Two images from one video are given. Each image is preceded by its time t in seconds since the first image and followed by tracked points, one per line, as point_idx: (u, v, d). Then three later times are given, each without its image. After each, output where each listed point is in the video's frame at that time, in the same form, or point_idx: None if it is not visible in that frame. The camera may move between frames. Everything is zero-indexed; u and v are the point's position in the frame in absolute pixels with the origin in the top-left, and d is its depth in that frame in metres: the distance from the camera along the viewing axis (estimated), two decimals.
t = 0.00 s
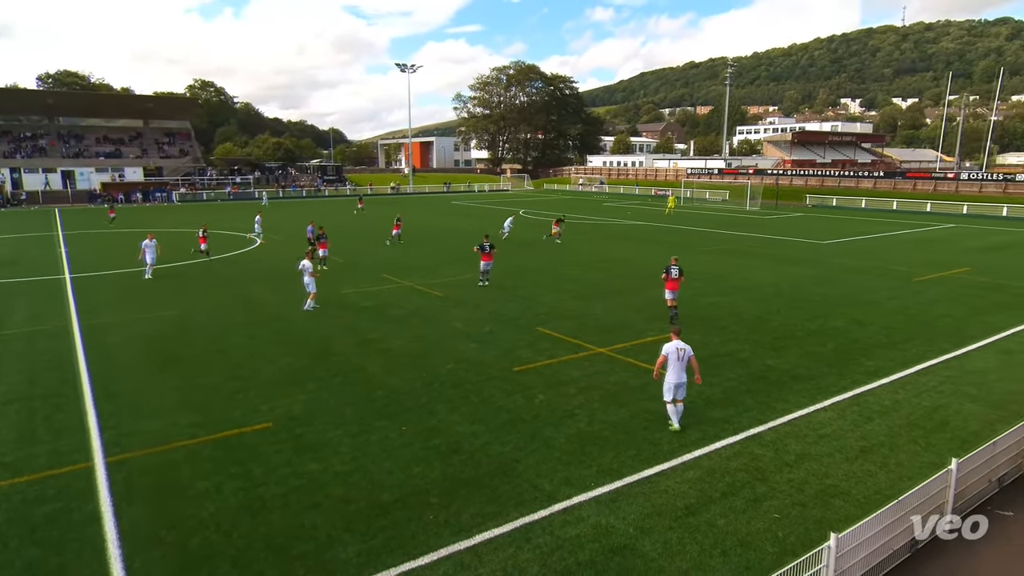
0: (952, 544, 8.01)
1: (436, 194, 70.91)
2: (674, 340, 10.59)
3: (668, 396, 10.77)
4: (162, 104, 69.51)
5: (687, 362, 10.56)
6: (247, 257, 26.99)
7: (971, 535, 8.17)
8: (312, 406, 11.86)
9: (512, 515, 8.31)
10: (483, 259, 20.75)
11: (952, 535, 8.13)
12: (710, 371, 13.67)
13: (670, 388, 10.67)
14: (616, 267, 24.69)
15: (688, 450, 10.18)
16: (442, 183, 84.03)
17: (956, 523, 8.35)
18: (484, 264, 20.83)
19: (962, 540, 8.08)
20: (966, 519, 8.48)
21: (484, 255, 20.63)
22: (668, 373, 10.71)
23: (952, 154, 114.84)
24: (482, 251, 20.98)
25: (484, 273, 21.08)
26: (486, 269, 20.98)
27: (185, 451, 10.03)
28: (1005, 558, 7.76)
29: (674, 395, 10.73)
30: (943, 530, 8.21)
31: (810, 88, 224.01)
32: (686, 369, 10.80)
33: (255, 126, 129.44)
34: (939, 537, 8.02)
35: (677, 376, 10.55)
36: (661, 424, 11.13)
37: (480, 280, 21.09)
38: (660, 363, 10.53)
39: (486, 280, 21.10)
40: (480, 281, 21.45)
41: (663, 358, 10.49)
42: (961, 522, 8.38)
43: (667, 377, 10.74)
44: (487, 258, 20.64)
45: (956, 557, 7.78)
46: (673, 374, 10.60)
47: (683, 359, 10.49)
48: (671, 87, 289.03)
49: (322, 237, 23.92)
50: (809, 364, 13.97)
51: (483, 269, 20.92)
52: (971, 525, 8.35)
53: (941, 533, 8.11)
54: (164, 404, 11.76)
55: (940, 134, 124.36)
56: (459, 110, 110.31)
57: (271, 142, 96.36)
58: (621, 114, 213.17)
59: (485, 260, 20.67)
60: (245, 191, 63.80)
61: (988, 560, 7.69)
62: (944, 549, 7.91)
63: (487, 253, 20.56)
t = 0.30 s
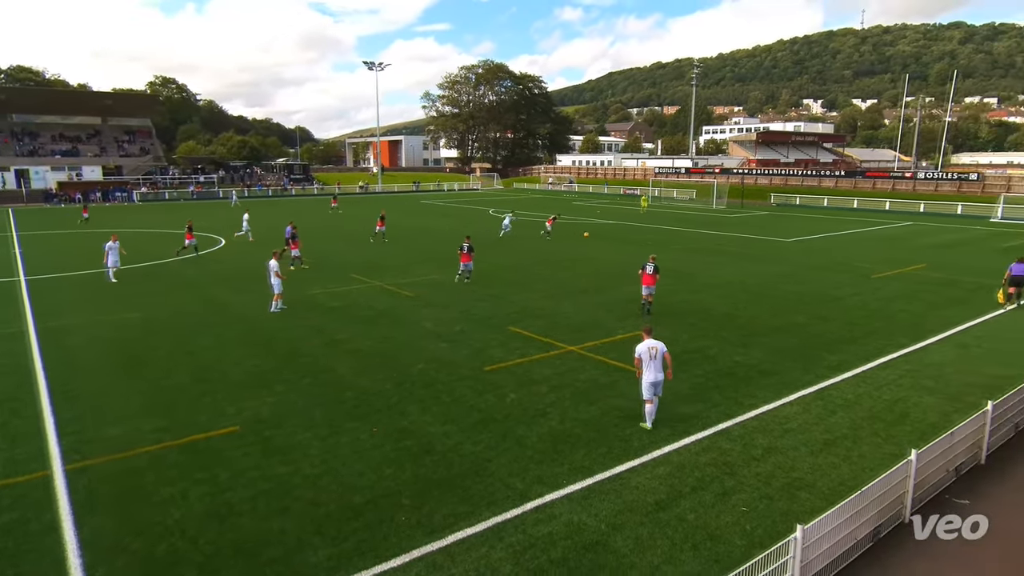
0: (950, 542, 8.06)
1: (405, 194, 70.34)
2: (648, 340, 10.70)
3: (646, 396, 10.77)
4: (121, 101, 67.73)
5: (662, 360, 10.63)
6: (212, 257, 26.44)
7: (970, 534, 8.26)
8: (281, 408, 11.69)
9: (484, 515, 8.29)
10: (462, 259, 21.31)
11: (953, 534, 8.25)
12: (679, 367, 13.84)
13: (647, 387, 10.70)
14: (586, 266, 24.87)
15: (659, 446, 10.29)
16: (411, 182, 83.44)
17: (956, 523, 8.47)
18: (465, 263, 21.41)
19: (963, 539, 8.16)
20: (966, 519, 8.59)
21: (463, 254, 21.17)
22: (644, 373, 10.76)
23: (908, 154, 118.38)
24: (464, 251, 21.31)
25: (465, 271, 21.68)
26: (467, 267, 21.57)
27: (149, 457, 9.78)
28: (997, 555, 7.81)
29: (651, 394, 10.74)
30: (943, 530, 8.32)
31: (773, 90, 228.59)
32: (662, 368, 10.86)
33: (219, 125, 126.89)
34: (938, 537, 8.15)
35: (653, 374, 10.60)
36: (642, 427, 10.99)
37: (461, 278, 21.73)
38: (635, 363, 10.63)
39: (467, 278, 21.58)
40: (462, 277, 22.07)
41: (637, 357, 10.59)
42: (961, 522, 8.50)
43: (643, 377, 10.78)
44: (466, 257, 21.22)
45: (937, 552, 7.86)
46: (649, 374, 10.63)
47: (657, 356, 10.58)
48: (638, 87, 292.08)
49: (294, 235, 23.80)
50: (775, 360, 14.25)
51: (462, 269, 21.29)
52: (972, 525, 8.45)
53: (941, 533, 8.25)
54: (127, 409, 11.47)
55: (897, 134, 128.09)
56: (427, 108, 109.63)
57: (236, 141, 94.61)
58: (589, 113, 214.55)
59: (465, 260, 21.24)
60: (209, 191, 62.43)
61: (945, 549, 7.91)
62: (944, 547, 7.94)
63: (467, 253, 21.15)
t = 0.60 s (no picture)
0: (949, 542, 8.11)
1: (372, 195, 69.66)
2: (626, 337, 10.78)
3: (620, 392, 10.92)
4: (77, 100, 65.69)
5: (638, 359, 10.72)
6: (173, 261, 25.80)
7: (971, 534, 8.29)
8: (246, 413, 11.49)
9: (456, 517, 8.26)
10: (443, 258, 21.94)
11: (953, 534, 8.29)
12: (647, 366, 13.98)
13: (620, 384, 10.85)
14: (555, 265, 25.00)
15: (628, 443, 10.39)
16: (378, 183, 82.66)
17: (957, 524, 8.51)
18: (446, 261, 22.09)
19: (963, 538, 8.20)
20: (966, 519, 8.65)
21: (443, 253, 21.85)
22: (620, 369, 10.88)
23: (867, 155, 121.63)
24: (443, 249, 21.91)
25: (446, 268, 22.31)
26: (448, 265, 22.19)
27: (110, 466, 9.52)
28: (996, 553, 7.88)
29: (625, 391, 10.88)
30: (943, 530, 8.36)
31: (737, 91, 232.88)
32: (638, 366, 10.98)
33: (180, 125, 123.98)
34: (939, 537, 8.18)
35: (627, 372, 10.72)
36: (612, 425, 11.09)
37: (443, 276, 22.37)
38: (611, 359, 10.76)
39: (449, 276, 22.23)
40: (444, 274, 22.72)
41: (614, 354, 10.70)
42: (962, 522, 8.54)
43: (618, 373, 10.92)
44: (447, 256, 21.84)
45: (932, 550, 7.92)
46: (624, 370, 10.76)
47: (633, 354, 10.66)
48: (605, 87, 294.48)
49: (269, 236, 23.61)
50: (740, 356, 14.51)
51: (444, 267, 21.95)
52: (972, 525, 8.50)
53: (942, 533, 8.30)
54: (85, 418, 11.13)
55: (856, 135, 131.65)
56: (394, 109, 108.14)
57: (198, 142, 92.70)
58: (557, 114, 215.56)
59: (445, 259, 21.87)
60: (168, 192, 60.85)
61: (899, 535, 8.20)
62: (945, 547, 7.99)
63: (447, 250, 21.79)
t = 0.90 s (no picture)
0: (950, 541, 8.01)
1: (338, 200, 68.48)
2: (611, 343, 10.52)
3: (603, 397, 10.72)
4: (17, 100, 63.50)
5: (622, 367, 10.47)
6: (127, 270, 24.70)
7: (970, 534, 8.21)
8: (204, 430, 10.82)
9: (427, 534, 7.76)
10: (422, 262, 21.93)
11: (954, 534, 8.19)
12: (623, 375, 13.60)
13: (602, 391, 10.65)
14: (526, 272, 24.60)
15: (604, 456, 9.95)
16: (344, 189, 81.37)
17: (957, 524, 8.43)
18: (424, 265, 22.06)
19: (963, 538, 8.11)
20: (967, 519, 8.57)
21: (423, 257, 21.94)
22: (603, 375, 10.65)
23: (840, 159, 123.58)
24: (424, 254, 21.82)
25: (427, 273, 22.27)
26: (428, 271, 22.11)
27: (54, 489, 8.80)
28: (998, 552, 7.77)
29: (608, 398, 10.68)
30: (944, 530, 8.27)
31: (709, 95, 236.00)
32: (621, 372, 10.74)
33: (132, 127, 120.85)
34: (939, 537, 8.08)
35: (610, 379, 10.49)
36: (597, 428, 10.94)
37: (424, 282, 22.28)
38: (594, 365, 10.54)
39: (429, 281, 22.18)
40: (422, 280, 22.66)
41: (597, 360, 10.46)
42: (962, 523, 8.46)
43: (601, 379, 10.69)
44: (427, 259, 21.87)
45: (933, 550, 7.80)
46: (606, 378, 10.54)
47: (617, 360, 10.41)
48: (576, 90, 295.90)
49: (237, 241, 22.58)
50: (717, 364, 14.23)
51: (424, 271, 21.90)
52: (972, 525, 8.42)
53: (942, 533, 8.20)
54: (27, 438, 10.34)
55: (828, 140, 134.03)
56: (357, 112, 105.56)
57: (150, 144, 90.64)
58: (528, 117, 215.81)
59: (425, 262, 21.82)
60: (119, 198, 58.85)
61: (878, 543, 7.89)
62: (945, 546, 7.89)
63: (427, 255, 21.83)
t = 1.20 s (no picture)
0: (950, 542, 7.91)
1: (297, 213, 66.71)
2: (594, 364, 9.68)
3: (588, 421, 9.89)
4: None
5: (606, 389, 9.61)
6: (67, 291, 23.10)
7: (971, 534, 8.12)
8: (145, 467, 9.65)
9: None
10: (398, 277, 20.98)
11: (953, 534, 8.11)
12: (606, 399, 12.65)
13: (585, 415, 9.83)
14: (497, 290, 23.63)
15: (584, 488, 8.96)
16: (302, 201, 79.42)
17: (957, 524, 8.34)
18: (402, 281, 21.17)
19: (963, 539, 8.02)
20: (967, 520, 8.49)
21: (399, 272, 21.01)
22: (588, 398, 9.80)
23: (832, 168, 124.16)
24: (400, 268, 20.81)
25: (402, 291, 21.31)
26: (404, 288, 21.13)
27: None
28: (998, 553, 7.69)
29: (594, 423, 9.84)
30: (944, 530, 8.18)
31: (695, 99, 238.40)
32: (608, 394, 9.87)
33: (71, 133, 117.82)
34: (938, 537, 7.99)
35: (594, 403, 9.64)
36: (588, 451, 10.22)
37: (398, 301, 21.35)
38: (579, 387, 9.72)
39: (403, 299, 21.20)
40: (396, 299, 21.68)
41: (580, 381, 9.65)
42: (962, 523, 8.37)
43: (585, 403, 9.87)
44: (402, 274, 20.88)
45: (932, 550, 7.71)
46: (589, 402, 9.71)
47: (601, 382, 9.55)
48: (549, 96, 296.51)
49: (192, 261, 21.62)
50: (704, 387, 13.34)
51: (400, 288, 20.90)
52: (972, 525, 8.33)
53: (942, 533, 8.10)
54: None
55: (819, 147, 135.24)
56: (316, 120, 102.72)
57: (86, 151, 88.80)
58: (500, 125, 215.17)
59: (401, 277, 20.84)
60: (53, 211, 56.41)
61: None
62: (944, 546, 7.79)
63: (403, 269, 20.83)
